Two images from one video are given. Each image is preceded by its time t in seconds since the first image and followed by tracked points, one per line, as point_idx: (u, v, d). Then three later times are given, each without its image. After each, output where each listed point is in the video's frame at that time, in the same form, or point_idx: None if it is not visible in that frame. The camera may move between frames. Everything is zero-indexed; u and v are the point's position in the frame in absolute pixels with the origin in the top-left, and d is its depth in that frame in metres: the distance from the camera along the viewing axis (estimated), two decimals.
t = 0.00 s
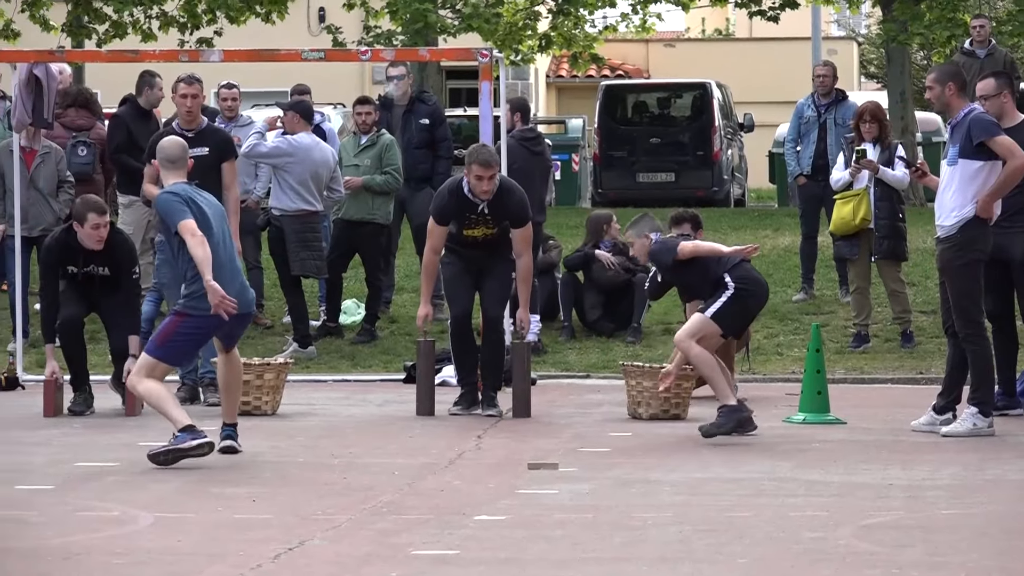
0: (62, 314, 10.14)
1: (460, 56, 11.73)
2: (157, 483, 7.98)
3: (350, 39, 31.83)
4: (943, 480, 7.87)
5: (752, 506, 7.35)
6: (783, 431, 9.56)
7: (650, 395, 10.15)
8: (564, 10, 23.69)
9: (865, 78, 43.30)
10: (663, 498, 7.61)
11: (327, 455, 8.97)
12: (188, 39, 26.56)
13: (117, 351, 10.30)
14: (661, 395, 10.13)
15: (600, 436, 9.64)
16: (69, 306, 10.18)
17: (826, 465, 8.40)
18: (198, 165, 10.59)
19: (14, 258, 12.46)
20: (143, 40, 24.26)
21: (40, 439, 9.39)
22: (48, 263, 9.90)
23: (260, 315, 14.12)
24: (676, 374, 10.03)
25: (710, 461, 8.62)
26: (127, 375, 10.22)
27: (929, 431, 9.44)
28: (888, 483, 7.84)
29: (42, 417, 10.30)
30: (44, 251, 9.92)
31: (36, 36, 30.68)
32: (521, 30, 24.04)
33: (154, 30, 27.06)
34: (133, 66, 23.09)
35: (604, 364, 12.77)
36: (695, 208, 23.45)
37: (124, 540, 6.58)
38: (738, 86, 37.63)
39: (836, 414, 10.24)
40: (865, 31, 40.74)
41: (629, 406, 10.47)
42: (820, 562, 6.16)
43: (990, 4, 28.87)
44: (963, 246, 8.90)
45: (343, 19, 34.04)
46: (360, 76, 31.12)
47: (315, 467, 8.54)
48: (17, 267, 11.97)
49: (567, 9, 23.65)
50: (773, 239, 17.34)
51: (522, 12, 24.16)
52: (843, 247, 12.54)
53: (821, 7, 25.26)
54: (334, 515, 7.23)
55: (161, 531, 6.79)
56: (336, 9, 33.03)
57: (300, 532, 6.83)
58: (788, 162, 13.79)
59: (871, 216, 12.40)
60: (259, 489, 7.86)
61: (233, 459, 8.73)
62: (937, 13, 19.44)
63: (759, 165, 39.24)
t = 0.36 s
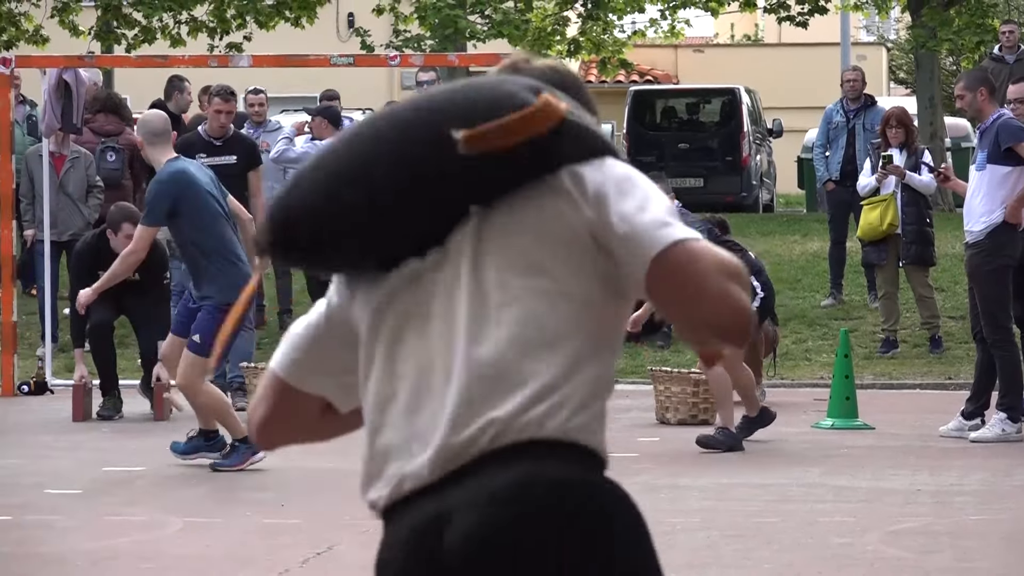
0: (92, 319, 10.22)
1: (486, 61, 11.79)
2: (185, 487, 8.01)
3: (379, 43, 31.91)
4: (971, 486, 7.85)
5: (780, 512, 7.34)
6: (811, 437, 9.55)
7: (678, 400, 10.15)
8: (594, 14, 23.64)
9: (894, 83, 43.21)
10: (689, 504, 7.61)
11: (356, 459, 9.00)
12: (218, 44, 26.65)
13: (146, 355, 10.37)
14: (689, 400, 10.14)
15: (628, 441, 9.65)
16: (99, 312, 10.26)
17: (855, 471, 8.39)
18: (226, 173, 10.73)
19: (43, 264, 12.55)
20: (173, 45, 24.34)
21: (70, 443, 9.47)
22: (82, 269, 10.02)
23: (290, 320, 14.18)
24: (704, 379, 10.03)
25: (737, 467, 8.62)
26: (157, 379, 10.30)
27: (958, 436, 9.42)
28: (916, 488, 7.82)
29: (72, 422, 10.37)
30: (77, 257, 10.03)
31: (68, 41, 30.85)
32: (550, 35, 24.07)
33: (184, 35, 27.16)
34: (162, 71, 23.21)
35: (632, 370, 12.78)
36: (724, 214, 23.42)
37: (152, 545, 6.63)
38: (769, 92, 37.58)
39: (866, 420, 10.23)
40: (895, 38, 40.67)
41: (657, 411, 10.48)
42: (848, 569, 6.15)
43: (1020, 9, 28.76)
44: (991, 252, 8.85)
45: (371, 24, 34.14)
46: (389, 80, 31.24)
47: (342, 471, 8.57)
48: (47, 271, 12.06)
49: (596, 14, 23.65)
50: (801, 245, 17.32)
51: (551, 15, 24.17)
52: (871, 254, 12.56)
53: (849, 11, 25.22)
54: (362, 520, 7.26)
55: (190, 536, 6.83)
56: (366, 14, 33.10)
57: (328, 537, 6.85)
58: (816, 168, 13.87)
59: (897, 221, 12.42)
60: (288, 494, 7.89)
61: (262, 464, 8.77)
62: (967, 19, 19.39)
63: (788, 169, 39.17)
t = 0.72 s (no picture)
0: (93, 320, 10.23)
1: (490, 62, 11.76)
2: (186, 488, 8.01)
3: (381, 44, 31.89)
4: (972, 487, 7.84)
5: (782, 513, 7.34)
6: (813, 438, 9.55)
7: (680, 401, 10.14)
8: (597, 16, 23.56)
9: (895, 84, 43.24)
10: (692, 504, 7.61)
11: (358, 460, 8.99)
12: (220, 45, 26.62)
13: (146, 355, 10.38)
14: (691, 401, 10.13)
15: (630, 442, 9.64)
16: (100, 312, 10.27)
17: (858, 472, 8.38)
18: (226, 176, 10.71)
19: (44, 263, 12.57)
20: (175, 45, 24.31)
21: (71, 444, 9.47)
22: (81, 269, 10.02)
23: (291, 321, 14.17)
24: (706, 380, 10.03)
25: (739, 468, 8.61)
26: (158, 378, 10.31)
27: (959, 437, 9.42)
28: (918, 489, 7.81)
29: (73, 423, 10.37)
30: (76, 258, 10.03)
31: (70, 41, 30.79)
32: (552, 35, 24.06)
33: (186, 36, 27.13)
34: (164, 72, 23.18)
35: (634, 371, 12.78)
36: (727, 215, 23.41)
37: (154, 545, 6.63)
38: (772, 93, 37.55)
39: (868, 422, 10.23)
40: (897, 39, 40.66)
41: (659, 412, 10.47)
42: (852, 569, 6.14)
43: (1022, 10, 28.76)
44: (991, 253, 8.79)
45: (373, 25, 34.13)
46: (391, 81, 31.24)
47: (344, 472, 8.56)
48: (48, 272, 12.07)
49: (599, 15, 23.63)
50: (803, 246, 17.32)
51: (553, 16, 24.15)
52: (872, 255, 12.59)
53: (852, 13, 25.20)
54: (364, 521, 7.26)
55: (192, 536, 6.82)
56: (368, 14, 33.06)
57: (330, 538, 6.84)
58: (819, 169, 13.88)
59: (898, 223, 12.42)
60: (289, 494, 7.89)
61: (264, 465, 8.77)
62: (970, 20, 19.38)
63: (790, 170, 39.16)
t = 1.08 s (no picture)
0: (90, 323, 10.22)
1: (488, 63, 11.74)
2: (183, 490, 8.00)
3: (377, 46, 31.87)
4: (969, 489, 7.84)
5: (778, 514, 7.34)
6: (810, 440, 9.54)
7: (677, 403, 10.14)
8: (593, 19, 23.40)
9: (891, 86, 43.25)
10: (689, 506, 7.60)
11: (354, 462, 8.99)
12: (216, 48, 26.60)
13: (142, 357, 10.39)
14: (688, 403, 10.12)
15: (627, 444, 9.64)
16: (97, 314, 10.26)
17: (855, 474, 8.38)
18: (224, 176, 10.66)
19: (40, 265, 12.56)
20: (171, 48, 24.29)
21: (68, 446, 9.46)
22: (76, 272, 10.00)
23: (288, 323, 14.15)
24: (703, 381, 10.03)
25: (735, 469, 8.61)
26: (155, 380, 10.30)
27: (956, 439, 9.42)
28: (915, 491, 7.81)
29: (70, 424, 10.37)
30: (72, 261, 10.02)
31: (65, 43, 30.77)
32: (549, 38, 24.06)
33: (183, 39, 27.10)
34: (161, 74, 23.16)
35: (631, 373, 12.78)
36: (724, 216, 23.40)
37: (151, 547, 6.63)
38: (768, 95, 37.52)
39: (865, 424, 10.22)
40: (894, 41, 40.65)
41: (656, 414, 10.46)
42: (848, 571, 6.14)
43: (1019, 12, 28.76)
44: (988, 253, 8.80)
45: (369, 26, 34.09)
46: (387, 83, 31.23)
47: (341, 474, 8.55)
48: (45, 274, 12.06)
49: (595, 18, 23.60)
50: (800, 248, 17.30)
51: (549, 17, 24.15)
52: (867, 257, 12.56)
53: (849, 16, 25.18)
54: (361, 523, 7.25)
55: (189, 538, 6.82)
56: (365, 16, 33.03)
57: (326, 540, 6.84)
58: (815, 171, 13.86)
59: (894, 224, 12.37)
60: (286, 496, 7.89)
61: (261, 467, 8.77)
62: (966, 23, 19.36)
63: (787, 171, 39.14)
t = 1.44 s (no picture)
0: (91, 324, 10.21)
1: (488, 65, 11.73)
2: (182, 492, 8.00)
3: (376, 47, 31.84)
4: (969, 491, 7.83)
5: (777, 516, 7.34)
6: (809, 442, 9.54)
7: (676, 404, 10.13)
8: (592, 21, 23.19)
9: (890, 87, 43.23)
10: (688, 508, 7.60)
11: (354, 464, 8.98)
12: (214, 50, 26.59)
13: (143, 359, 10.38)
14: (687, 404, 10.11)
15: (627, 446, 9.63)
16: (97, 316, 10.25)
17: (854, 476, 8.37)
18: (228, 177, 10.65)
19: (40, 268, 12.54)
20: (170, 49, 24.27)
21: (67, 447, 9.46)
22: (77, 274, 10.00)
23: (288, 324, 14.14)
24: (702, 383, 10.05)
25: (734, 471, 8.60)
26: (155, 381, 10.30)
27: (955, 441, 9.41)
28: (914, 493, 7.81)
29: (70, 425, 10.37)
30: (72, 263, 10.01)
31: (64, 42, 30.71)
32: (548, 39, 24.04)
33: (181, 40, 27.08)
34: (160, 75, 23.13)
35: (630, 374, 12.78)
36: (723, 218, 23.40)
37: (150, 548, 6.64)
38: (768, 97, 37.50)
39: (864, 425, 10.22)
40: (894, 43, 40.62)
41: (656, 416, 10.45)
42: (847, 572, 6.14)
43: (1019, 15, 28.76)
44: (987, 254, 8.79)
45: (369, 27, 34.07)
46: (386, 85, 31.22)
47: (340, 477, 8.55)
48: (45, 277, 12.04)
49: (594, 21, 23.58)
50: (799, 249, 17.30)
51: (548, 18, 24.13)
52: (866, 259, 12.55)
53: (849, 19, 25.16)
54: (360, 525, 7.25)
55: (188, 540, 6.82)
56: (364, 17, 32.99)
57: (325, 542, 6.84)
58: (814, 172, 13.83)
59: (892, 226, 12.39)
60: (285, 498, 7.89)
61: (260, 469, 8.77)
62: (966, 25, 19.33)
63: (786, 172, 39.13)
